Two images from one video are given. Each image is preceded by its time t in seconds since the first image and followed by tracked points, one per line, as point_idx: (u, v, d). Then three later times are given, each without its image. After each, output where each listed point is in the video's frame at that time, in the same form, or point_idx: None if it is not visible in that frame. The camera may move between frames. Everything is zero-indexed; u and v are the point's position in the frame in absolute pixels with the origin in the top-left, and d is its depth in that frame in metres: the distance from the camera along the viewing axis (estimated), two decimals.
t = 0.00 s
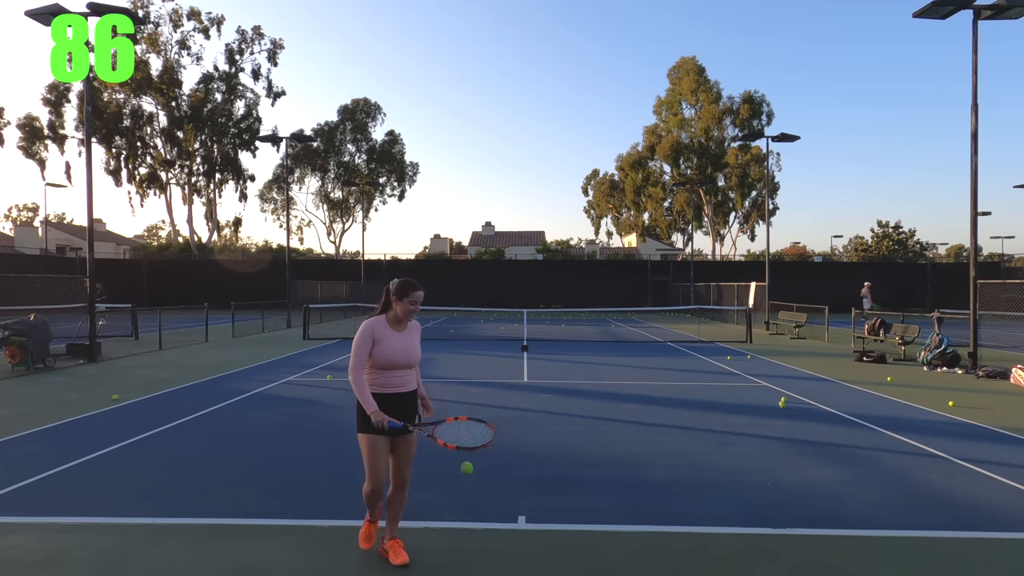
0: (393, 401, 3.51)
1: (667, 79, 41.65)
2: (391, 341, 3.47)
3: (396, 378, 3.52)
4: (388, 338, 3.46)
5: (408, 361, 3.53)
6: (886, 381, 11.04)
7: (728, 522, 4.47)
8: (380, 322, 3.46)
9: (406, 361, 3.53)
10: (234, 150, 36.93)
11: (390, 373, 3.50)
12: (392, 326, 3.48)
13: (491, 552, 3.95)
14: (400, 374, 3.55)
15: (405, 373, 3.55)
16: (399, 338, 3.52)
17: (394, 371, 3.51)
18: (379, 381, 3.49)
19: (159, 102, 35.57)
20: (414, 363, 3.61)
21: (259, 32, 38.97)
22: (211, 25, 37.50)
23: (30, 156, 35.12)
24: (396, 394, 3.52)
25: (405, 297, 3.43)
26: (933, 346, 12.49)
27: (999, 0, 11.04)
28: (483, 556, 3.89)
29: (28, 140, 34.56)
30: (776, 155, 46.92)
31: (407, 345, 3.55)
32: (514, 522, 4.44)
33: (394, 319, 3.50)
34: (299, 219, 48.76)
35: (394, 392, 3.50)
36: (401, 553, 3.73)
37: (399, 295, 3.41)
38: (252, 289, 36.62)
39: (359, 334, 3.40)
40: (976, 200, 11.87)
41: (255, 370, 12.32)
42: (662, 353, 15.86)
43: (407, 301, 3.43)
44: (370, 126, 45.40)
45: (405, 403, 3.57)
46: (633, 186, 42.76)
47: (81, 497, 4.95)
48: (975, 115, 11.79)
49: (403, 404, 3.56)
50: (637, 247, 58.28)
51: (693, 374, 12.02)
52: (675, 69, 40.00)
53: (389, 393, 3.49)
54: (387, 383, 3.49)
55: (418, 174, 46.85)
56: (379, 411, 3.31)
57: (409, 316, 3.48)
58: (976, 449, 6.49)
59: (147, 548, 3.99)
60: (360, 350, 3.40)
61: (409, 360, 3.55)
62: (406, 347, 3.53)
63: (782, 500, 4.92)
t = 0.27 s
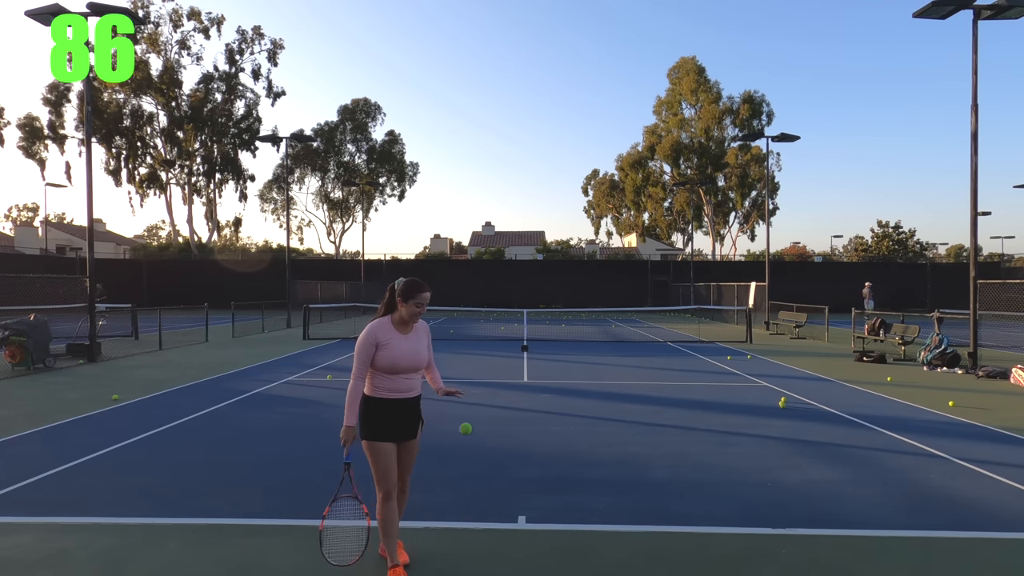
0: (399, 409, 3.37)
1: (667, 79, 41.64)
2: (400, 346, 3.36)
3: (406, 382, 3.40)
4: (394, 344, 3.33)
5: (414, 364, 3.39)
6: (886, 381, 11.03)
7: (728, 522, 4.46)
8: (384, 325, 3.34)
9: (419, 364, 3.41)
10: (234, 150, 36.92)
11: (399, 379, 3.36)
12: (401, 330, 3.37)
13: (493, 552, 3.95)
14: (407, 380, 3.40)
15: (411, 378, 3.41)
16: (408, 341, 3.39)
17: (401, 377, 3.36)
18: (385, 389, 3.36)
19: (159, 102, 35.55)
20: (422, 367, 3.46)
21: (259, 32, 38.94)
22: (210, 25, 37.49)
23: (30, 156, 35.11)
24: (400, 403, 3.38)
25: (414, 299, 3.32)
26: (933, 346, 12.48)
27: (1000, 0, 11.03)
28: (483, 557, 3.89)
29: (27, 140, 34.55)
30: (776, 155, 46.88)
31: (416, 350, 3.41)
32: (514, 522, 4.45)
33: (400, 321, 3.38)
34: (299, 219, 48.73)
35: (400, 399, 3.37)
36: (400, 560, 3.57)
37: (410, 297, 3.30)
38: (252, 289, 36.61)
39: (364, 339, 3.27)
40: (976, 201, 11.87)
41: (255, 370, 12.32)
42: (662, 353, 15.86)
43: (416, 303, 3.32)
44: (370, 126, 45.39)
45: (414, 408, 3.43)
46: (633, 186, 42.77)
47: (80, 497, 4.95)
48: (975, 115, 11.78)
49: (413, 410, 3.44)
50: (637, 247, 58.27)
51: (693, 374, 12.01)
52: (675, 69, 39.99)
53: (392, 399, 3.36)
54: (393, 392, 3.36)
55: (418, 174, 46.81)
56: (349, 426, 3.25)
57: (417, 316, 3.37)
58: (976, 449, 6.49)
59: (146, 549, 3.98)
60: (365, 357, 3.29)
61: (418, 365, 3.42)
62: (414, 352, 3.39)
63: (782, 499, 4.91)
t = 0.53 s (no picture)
0: (391, 415, 3.13)
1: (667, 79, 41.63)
2: (394, 347, 3.17)
3: (406, 389, 3.17)
4: (387, 344, 3.17)
5: (414, 367, 3.17)
6: (886, 381, 11.03)
7: (728, 522, 4.46)
8: (380, 326, 3.22)
9: (416, 367, 3.17)
10: (234, 150, 36.92)
11: (392, 382, 3.16)
12: (397, 329, 3.21)
13: (494, 552, 3.95)
14: (403, 385, 3.16)
15: (414, 384, 3.19)
16: (405, 343, 3.20)
17: (394, 382, 3.15)
18: (377, 394, 3.17)
19: (159, 102, 35.54)
20: (427, 371, 3.21)
21: (259, 32, 38.93)
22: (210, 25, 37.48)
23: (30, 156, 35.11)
24: (395, 410, 3.14)
25: (405, 296, 3.18)
26: (933, 346, 12.48)
27: (1000, 0, 11.03)
28: (483, 557, 3.88)
29: (27, 140, 34.55)
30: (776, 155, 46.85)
31: (415, 353, 3.18)
32: (514, 522, 4.45)
33: (402, 322, 3.22)
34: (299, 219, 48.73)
35: (392, 405, 3.15)
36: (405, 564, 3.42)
37: (402, 292, 3.19)
38: (252, 289, 36.62)
39: (361, 342, 3.16)
40: (976, 201, 11.86)
41: (255, 370, 12.33)
42: (662, 353, 15.85)
43: (407, 301, 3.18)
44: (370, 126, 45.39)
45: (411, 416, 3.17)
46: (633, 186, 42.77)
47: (81, 497, 4.95)
48: (975, 115, 11.78)
49: (415, 420, 3.18)
50: (637, 247, 58.26)
51: (693, 374, 12.01)
52: (675, 69, 39.98)
53: (384, 405, 3.14)
54: (387, 397, 3.15)
55: (418, 174, 46.81)
56: (324, 424, 3.25)
57: (413, 313, 3.21)
58: (976, 449, 6.49)
59: (146, 548, 3.98)
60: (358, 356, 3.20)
61: (420, 369, 3.18)
62: (411, 355, 3.16)
63: (782, 499, 4.92)
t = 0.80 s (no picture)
0: (394, 417, 3.02)
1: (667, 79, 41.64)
2: (396, 344, 3.07)
3: (410, 390, 3.04)
4: (390, 342, 3.08)
5: (419, 368, 3.02)
6: (886, 381, 11.03)
7: (727, 522, 4.47)
8: (387, 325, 3.15)
9: (416, 366, 3.02)
10: (234, 150, 36.92)
11: (394, 382, 3.05)
12: (400, 327, 3.12)
13: (495, 552, 3.95)
14: (404, 384, 3.04)
15: (420, 385, 3.05)
16: (408, 341, 3.08)
17: (396, 381, 3.04)
18: (381, 395, 3.08)
19: (159, 102, 35.54)
20: (433, 372, 3.06)
21: (259, 32, 38.91)
22: (211, 25, 37.48)
23: (30, 156, 35.12)
24: (398, 412, 3.02)
25: (407, 293, 3.10)
26: (933, 346, 12.48)
27: (999, 0, 11.04)
28: (483, 557, 3.89)
29: (27, 140, 34.56)
30: (777, 155, 46.78)
31: (417, 352, 3.04)
32: (514, 522, 4.44)
33: (410, 322, 3.12)
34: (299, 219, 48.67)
35: (394, 406, 3.03)
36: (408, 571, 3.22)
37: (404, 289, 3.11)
38: (252, 289, 36.64)
39: (366, 341, 3.12)
40: (976, 201, 11.86)
41: (255, 370, 12.33)
42: (662, 353, 15.86)
43: (408, 297, 3.08)
44: (370, 126, 45.41)
45: (413, 419, 3.02)
46: (633, 186, 42.79)
47: (81, 497, 4.95)
48: (975, 116, 11.78)
49: (419, 423, 3.03)
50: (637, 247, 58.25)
51: (693, 374, 12.02)
52: (675, 69, 39.98)
53: (386, 405, 3.04)
54: (388, 398, 3.05)
55: (418, 174, 46.80)
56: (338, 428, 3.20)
57: (419, 310, 3.09)
58: (976, 449, 6.49)
59: (146, 549, 3.99)
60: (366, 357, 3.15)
61: (426, 368, 3.03)
62: (412, 353, 3.03)
63: (782, 500, 4.92)
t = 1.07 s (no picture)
0: (408, 420, 2.98)
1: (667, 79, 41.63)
2: (414, 346, 3.04)
3: (427, 394, 2.98)
4: (410, 343, 3.05)
5: (434, 371, 2.95)
6: (886, 381, 11.03)
7: (726, 522, 4.46)
8: (412, 326, 3.12)
9: (430, 370, 2.96)
10: (234, 150, 36.93)
11: (411, 385, 3.00)
12: (421, 328, 3.07)
13: (495, 552, 3.94)
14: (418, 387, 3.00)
15: (437, 390, 2.98)
16: (426, 343, 3.02)
17: (413, 383, 3.00)
18: (400, 397, 3.06)
19: (159, 102, 35.53)
20: (450, 377, 2.98)
21: (259, 32, 38.91)
22: (211, 25, 37.49)
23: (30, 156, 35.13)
24: (414, 416, 2.98)
25: (431, 293, 3.03)
26: (933, 346, 12.48)
27: (1000, 0, 11.03)
28: (483, 557, 3.89)
29: (27, 140, 34.56)
30: (777, 155, 46.75)
31: (433, 354, 2.98)
32: (514, 522, 4.45)
33: (433, 324, 3.06)
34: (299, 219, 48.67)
35: (408, 408, 2.99)
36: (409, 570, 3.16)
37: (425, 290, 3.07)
38: (252, 289, 36.65)
39: (391, 339, 3.13)
40: (976, 201, 11.86)
41: (255, 370, 12.33)
42: (662, 353, 15.86)
43: (429, 298, 3.02)
44: (370, 126, 45.41)
45: (425, 422, 2.96)
46: (633, 186, 42.79)
47: (81, 497, 4.95)
48: (975, 116, 11.79)
49: (432, 428, 2.96)
50: (637, 247, 58.26)
51: (694, 374, 12.02)
52: (675, 69, 39.98)
53: (402, 407, 3.01)
54: (405, 400, 3.01)
55: (418, 174, 46.80)
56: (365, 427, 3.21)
57: (440, 311, 3.01)
58: (976, 449, 6.49)
59: (146, 549, 3.99)
60: (391, 357, 3.16)
61: (442, 373, 2.96)
62: (428, 356, 2.98)
63: (782, 499, 4.92)
